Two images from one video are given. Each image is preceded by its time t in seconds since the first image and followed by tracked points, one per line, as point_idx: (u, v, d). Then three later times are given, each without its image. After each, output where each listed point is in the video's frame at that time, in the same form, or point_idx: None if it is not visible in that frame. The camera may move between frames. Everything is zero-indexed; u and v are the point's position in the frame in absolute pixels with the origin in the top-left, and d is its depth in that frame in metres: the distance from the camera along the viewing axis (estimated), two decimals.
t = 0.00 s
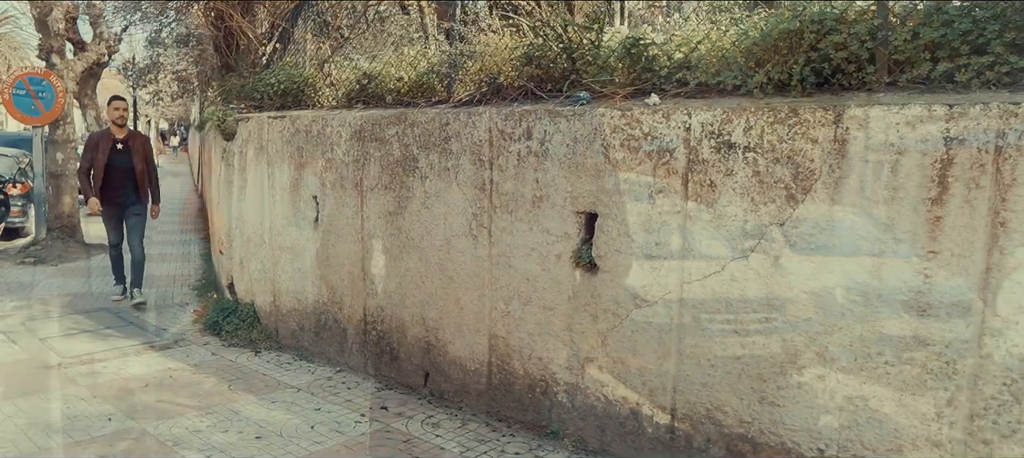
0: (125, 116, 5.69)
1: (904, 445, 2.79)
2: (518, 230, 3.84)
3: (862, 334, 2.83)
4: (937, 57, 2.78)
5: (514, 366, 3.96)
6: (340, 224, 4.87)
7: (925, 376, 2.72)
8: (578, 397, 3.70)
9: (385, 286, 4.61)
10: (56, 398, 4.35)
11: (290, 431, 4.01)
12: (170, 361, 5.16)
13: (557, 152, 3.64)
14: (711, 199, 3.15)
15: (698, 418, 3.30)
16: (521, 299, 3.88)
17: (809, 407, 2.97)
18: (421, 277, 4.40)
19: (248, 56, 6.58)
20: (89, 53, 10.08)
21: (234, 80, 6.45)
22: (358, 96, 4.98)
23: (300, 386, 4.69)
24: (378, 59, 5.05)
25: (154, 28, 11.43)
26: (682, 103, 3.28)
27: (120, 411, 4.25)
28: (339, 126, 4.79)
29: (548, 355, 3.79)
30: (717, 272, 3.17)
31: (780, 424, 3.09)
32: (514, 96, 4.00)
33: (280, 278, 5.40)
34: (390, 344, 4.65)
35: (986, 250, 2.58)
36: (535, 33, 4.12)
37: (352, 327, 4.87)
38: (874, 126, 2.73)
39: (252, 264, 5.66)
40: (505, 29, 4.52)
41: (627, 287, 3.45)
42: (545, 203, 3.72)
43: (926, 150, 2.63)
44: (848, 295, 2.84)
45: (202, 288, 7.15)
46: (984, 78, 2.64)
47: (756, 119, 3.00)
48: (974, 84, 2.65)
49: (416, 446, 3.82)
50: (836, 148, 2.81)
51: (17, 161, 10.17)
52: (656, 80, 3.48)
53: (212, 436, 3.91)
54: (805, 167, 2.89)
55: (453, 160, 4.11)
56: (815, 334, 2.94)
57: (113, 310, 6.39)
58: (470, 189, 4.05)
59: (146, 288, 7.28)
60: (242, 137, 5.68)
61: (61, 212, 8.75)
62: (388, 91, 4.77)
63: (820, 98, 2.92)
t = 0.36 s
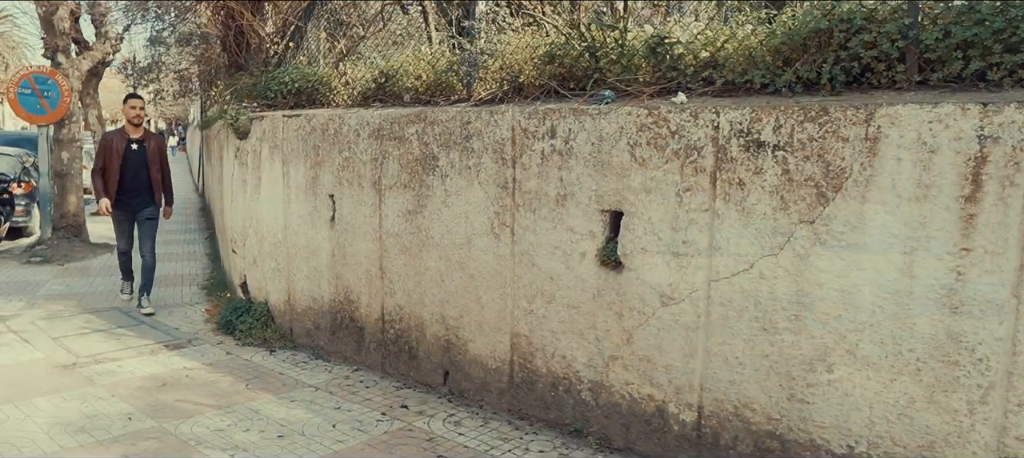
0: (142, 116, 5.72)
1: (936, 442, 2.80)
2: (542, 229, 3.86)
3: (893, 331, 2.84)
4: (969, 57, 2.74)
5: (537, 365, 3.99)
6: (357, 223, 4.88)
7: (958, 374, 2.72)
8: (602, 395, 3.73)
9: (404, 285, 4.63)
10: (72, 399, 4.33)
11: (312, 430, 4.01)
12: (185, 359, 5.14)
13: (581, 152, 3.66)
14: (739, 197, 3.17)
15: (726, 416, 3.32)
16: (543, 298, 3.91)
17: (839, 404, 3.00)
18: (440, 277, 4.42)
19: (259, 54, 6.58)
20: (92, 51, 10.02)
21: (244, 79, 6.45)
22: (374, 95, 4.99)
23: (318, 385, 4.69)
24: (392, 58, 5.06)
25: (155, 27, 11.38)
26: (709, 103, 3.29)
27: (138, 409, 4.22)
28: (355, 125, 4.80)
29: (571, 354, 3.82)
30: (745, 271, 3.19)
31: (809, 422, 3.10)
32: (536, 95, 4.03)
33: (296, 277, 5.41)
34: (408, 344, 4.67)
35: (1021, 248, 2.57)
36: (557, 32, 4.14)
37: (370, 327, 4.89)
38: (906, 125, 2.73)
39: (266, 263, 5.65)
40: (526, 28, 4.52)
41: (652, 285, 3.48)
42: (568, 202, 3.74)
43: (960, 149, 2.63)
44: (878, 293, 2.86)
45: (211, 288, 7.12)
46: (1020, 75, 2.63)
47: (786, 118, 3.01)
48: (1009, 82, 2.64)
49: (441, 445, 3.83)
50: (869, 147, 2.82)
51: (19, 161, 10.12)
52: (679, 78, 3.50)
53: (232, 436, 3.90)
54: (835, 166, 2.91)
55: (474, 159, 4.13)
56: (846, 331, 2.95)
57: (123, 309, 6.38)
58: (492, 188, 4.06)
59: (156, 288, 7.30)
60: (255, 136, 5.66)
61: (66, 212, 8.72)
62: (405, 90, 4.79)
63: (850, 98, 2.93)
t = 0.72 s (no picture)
0: (153, 110, 5.69)
1: (964, 443, 2.80)
2: (562, 230, 3.87)
3: (921, 333, 2.84)
4: (999, 59, 2.73)
5: (556, 366, 4.01)
6: (372, 224, 4.88)
7: (988, 376, 2.72)
8: (623, 396, 3.74)
9: (420, 286, 4.64)
10: (87, 401, 4.29)
11: (331, 432, 3.99)
12: (197, 360, 5.12)
13: (602, 153, 3.67)
14: (764, 198, 3.18)
15: (749, 417, 3.33)
16: (563, 300, 3.92)
17: (865, 405, 3.00)
18: (457, 278, 4.42)
19: (269, 54, 6.58)
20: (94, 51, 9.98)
21: (253, 79, 6.45)
22: (389, 96, 5.01)
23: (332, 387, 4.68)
24: (407, 59, 5.07)
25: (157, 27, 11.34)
26: (733, 104, 3.31)
27: (154, 411, 4.19)
28: (370, 126, 4.80)
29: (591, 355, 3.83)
30: (769, 272, 3.20)
31: (835, 423, 3.09)
32: (556, 96, 4.05)
33: (308, 278, 5.40)
34: (424, 345, 4.67)
35: None
36: (576, 33, 4.16)
37: (385, 328, 4.89)
38: (935, 127, 2.73)
39: (278, 264, 5.64)
40: (543, 29, 4.52)
41: (674, 287, 3.49)
42: (589, 203, 3.75)
43: (990, 150, 2.62)
44: (906, 294, 2.85)
45: (218, 289, 7.10)
46: None
47: (812, 119, 3.02)
48: None
49: (461, 446, 3.84)
50: (897, 149, 2.82)
51: (21, 161, 10.08)
52: (702, 79, 3.52)
53: (251, 438, 3.88)
54: (862, 168, 2.91)
55: (492, 160, 4.14)
56: (873, 332, 2.95)
57: (132, 310, 6.36)
58: (511, 189, 4.07)
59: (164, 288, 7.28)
60: (267, 137, 5.65)
61: (70, 213, 8.67)
62: (421, 91, 4.81)
63: (877, 99, 2.94)
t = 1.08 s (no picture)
0: (164, 114, 5.64)
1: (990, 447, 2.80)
2: (580, 233, 3.87)
3: (946, 337, 2.83)
4: None
5: (573, 369, 4.01)
6: (385, 226, 4.89)
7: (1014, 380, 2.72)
8: (641, 399, 3.74)
9: (434, 288, 4.64)
10: (98, 404, 4.23)
11: (346, 436, 3.97)
12: (206, 362, 5.09)
13: (622, 156, 3.67)
14: (786, 202, 3.18)
15: (770, 420, 3.32)
16: (580, 303, 3.92)
17: (888, 409, 3.00)
18: (472, 280, 4.42)
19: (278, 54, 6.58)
20: (96, 51, 9.95)
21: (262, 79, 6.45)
22: (403, 97, 5.04)
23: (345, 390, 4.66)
24: (420, 61, 5.10)
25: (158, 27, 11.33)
26: (755, 107, 3.31)
27: (167, 414, 4.13)
28: (383, 128, 4.81)
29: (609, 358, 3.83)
30: (791, 276, 3.19)
31: (858, 426, 3.09)
32: (573, 98, 4.08)
33: (319, 280, 5.38)
34: (438, 348, 4.66)
35: None
36: (593, 36, 4.19)
37: (398, 330, 4.88)
38: (961, 131, 2.73)
39: (287, 266, 5.63)
40: (560, 30, 4.51)
41: (694, 290, 3.49)
42: (607, 206, 3.75)
43: (1017, 154, 2.63)
44: (931, 298, 2.85)
45: (224, 291, 7.07)
46: None
47: (836, 123, 3.02)
48: None
49: (479, 449, 3.83)
50: (922, 153, 2.82)
51: (21, 161, 10.03)
52: (721, 83, 3.54)
53: (267, 441, 3.84)
54: (887, 172, 2.91)
55: (509, 163, 4.15)
56: (896, 336, 2.94)
57: (138, 313, 6.31)
58: (528, 192, 4.08)
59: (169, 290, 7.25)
60: (276, 138, 5.64)
61: (72, 214, 8.62)
62: (435, 93, 4.85)
63: (901, 103, 2.95)
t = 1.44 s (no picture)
0: (165, 118, 5.39)
1: (1001, 447, 2.82)
2: (587, 234, 3.88)
3: (957, 337, 2.85)
4: None
5: (579, 371, 4.01)
6: (387, 228, 4.87)
7: None
8: (649, 400, 3.74)
9: (437, 290, 4.63)
10: (99, 408, 4.18)
11: (352, 439, 3.94)
12: (206, 365, 5.04)
13: (628, 159, 3.68)
14: (795, 204, 3.19)
15: (779, 420, 3.33)
16: (587, 305, 3.93)
17: (899, 409, 3.01)
18: (476, 282, 4.42)
19: (276, 55, 6.56)
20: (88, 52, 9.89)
21: (261, 80, 6.43)
22: (407, 100, 5.07)
23: (347, 392, 4.64)
24: (424, 63, 5.13)
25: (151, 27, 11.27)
26: (764, 109, 3.33)
27: (169, 416, 4.09)
28: (386, 129, 4.80)
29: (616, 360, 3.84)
30: (800, 277, 3.20)
31: (867, 428, 3.10)
32: (580, 101, 4.10)
33: (320, 283, 5.35)
34: (441, 350, 4.65)
35: None
36: (598, 38, 4.22)
37: (401, 333, 4.87)
38: (972, 133, 2.76)
39: (288, 268, 5.60)
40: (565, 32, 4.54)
41: (702, 291, 3.50)
42: (614, 208, 3.76)
43: None
44: (942, 299, 2.86)
45: (220, 293, 7.00)
46: None
47: (846, 126, 3.04)
48: None
49: (487, 452, 3.83)
50: (933, 156, 2.84)
51: (11, 162, 9.92)
52: (729, 85, 3.57)
53: (273, 445, 3.80)
54: (897, 174, 2.93)
55: (514, 164, 4.15)
56: (908, 337, 2.96)
57: (134, 315, 6.25)
58: (534, 194, 4.08)
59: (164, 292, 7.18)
60: (276, 139, 5.61)
61: (63, 216, 8.54)
62: (439, 96, 4.88)
63: (910, 105, 2.98)
